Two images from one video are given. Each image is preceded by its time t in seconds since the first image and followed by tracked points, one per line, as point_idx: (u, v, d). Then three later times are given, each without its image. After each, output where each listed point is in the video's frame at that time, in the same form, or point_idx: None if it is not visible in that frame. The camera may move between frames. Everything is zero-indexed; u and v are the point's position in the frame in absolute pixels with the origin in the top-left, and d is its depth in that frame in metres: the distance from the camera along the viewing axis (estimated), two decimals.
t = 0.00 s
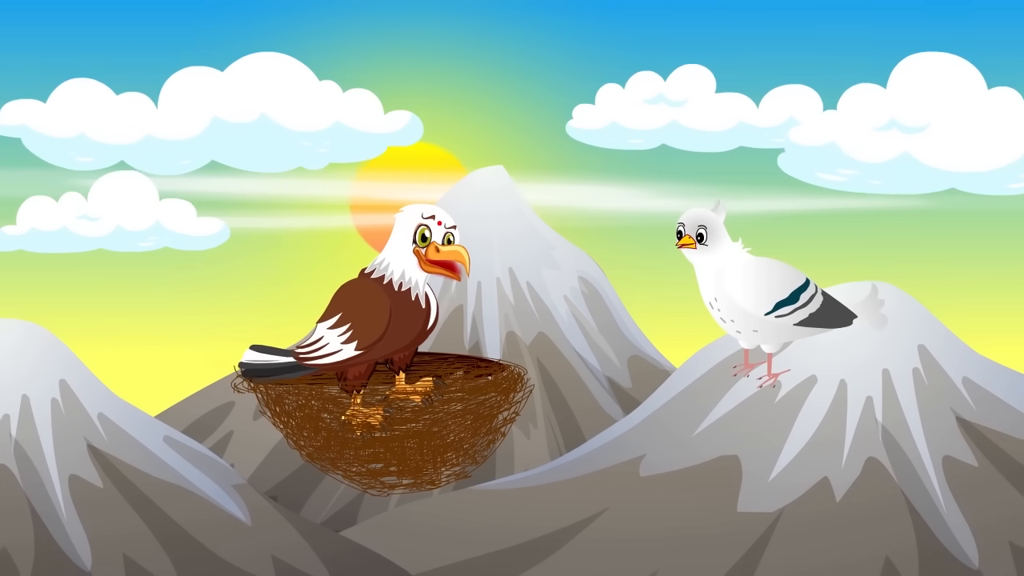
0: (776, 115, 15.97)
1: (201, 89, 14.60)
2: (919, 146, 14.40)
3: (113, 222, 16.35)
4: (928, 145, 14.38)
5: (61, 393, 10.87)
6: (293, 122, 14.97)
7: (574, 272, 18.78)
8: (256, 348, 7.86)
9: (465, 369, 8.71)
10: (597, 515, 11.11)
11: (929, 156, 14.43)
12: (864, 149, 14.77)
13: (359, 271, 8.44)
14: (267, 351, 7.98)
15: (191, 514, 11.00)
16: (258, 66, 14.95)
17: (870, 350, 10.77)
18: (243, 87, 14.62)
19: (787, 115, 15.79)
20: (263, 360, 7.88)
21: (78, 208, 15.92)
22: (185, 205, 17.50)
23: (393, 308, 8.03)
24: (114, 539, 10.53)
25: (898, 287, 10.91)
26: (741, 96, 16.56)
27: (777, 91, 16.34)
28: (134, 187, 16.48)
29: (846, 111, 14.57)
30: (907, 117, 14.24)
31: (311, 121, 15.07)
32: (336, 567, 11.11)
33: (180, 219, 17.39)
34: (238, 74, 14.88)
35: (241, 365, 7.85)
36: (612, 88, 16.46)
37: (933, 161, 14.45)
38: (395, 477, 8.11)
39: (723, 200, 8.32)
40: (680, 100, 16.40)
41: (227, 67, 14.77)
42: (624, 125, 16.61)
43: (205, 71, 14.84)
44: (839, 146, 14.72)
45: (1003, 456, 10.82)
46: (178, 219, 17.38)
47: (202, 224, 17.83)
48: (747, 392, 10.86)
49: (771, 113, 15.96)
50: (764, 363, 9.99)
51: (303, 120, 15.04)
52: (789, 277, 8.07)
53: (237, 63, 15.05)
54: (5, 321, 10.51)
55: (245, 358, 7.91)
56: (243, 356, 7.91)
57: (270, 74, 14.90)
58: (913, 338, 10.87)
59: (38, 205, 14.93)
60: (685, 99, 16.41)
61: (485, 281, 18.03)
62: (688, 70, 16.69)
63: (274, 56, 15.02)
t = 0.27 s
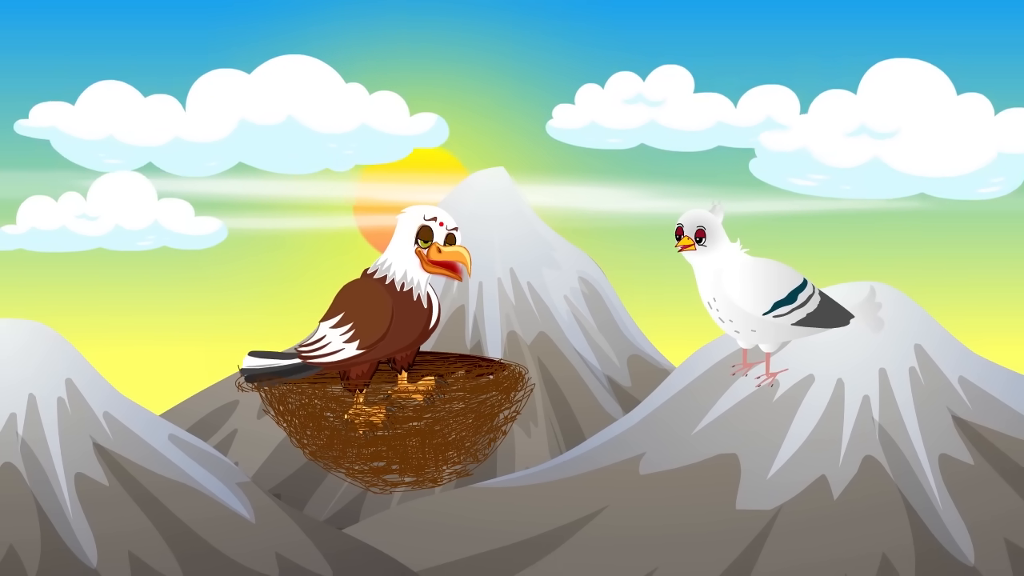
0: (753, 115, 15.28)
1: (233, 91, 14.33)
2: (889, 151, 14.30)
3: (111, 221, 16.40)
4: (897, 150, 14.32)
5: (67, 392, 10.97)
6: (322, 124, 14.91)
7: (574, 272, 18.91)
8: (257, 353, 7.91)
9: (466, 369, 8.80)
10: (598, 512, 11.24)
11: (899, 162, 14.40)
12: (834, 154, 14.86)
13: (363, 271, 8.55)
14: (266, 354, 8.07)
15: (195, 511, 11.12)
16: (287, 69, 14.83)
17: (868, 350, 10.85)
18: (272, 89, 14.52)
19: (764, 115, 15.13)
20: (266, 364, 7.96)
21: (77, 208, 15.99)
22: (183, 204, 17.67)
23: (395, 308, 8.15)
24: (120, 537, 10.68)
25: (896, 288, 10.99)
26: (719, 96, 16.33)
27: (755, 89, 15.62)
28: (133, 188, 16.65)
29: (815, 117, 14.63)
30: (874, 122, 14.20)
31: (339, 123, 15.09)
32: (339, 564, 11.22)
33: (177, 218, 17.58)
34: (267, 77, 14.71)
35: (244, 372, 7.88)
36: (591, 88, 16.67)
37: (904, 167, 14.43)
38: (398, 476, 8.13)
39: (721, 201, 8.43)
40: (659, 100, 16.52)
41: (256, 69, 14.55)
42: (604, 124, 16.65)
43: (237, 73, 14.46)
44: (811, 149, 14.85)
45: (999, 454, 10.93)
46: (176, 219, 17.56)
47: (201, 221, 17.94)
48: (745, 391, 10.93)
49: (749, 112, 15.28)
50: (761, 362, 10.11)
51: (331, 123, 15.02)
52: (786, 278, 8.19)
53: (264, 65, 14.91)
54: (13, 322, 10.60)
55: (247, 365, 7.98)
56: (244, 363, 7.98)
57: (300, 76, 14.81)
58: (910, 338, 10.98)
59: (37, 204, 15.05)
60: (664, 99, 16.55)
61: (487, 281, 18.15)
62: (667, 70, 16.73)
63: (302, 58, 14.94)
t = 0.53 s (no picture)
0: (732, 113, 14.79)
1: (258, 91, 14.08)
2: (862, 155, 13.79)
3: (104, 220, 16.41)
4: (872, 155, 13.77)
5: (67, 392, 10.97)
6: (345, 124, 14.65)
7: (574, 272, 18.91)
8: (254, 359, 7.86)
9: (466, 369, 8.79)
10: (598, 512, 11.24)
11: (874, 167, 13.85)
12: (808, 157, 14.50)
13: (363, 270, 8.54)
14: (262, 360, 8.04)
15: (195, 511, 11.12)
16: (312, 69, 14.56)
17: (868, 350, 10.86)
18: (296, 90, 14.32)
19: (743, 113, 14.68)
20: (264, 369, 7.93)
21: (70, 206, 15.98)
22: (175, 202, 17.39)
23: (395, 308, 8.15)
24: (120, 536, 10.68)
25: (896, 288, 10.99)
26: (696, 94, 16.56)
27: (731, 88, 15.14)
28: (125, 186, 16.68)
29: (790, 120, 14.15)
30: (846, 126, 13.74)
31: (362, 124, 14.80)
32: (339, 564, 11.23)
33: (170, 216, 17.26)
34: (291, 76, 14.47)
35: (243, 377, 7.86)
36: (571, 85, 16.57)
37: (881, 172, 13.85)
38: (398, 476, 8.13)
39: (721, 201, 8.43)
40: (637, 98, 16.49)
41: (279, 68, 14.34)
42: (583, 123, 16.51)
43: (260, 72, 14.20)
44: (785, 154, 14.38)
45: (998, 454, 10.92)
46: (170, 216, 17.28)
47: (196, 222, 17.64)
48: (745, 391, 10.92)
49: (728, 110, 14.83)
50: (761, 362, 10.11)
51: (355, 124, 14.71)
52: (786, 278, 8.19)
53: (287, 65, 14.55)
54: (13, 322, 10.59)
55: (244, 372, 7.95)
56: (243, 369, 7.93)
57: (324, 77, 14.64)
58: (910, 338, 10.98)
59: (30, 203, 14.90)
60: (643, 97, 16.52)
61: (487, 281, 18.15)
62: (646, 69, 16.82)
63: (324, 58, 14.69)
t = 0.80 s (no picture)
0: (713, 111, 15.78)
1: (282, 91, 14.13)
2: (835, 158, 14.12)
3: (98, 218, 16.44)
4: (845, 158, 14.05)
5: (67, 392, 10.97)
6: (369, 125, 14.67)
7: (574, 272, 18.91)
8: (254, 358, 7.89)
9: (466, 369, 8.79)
10: (598, 512, 11.24)
11: (848, 169, 14.10)
12: (782, 161, 14.72)
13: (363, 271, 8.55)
14: (262, 360, 8.05)
15: (195, 511, 11.12)
16: (336, 69, 14.69)
17: (868, 350, 10.86)
18: (318, 90, 14.36)
19: (723, 110, 15.65)
20: (264, 368, 7.95)
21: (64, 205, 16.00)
22: (169, 201, 17.45)
23: (395, 308, 8.15)
24: (120, 537, 10.68)
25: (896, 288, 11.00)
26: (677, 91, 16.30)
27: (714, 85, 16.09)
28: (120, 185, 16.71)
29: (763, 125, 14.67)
30: (820, 129, 14.10)
31: (385, 123, 14.86)
32: (339, 564, 11.23)
33: (164, 215, 17.34)
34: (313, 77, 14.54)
35: (243, 377, 7.87)
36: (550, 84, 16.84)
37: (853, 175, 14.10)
38: (398, 476, 8.13)
39: (720, 201, 8.43)
40: (618, 95, 16.35)
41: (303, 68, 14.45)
42: (563, 120, 16.77)
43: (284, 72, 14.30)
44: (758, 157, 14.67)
45: (998, 454, 10.92)
46: (163, 215, 17.35)
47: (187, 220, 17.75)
48: (745, 391, 10.93)
49: (709, 107, 15.80)
50: (761, 362, 10.12)
51: (378, 124, 14.76)
52: (786, 279, 8.19)
53: (310, 65, 14.69)
54: (14, 322, 10.61)
55: (244, 371, 7.97)
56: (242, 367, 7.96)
57: (350, 77, 14.77)
58: (910, 338, 10.98)
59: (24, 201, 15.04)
60: (623, 94, 16.36)
61: (487, 281, 18.15)
62: (627, 66, 16.59)
63: (347, 58, 14.79)
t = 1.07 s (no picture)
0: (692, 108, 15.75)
1: (307, 92, 14.18)
2: (808, 162, 13.88)
3: (92, 217, 16.37)
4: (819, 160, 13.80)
5: (67, 392, 10.99)
6: (393, 125, 14.76)
7: (574, 272, 18.91)
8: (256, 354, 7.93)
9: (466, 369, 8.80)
10: (598, 512, 11.24)
11: (820, 172, 13.92)
12: (755, 164, 14.84)
13: (363, 271, 8.55)
14: (266, 355, 8.08)
15: (195, 511, 11.12)
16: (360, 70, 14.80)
17: (867, 349, 10.87)
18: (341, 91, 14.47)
19: (702, 108, 15.64)
20: (266, 365, 7.99)
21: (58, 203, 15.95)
22: (164, 200, 17.45)
23: (395, 308, 8.15)
24: (120, 537, 10.67)
25: (895, 288, 11.03)
26: (659, 90, 16.28)
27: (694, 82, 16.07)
28: (114, 183, 16.61)
29: (737, 128, 14.66)
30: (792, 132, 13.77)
31: (409, 123, 14.92)
32: (339, 564, 11.22)
33: (158, 214, 17.38)
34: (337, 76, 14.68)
35: (243, 373, 7.90)
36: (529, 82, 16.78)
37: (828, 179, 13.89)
38: (397, 475, 8.14)
39: (720, 201, 8.44)
40: (597, 93, 16.23)
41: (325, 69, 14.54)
42: (543, 118, 16.85)
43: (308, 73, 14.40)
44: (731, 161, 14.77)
45: (998, 454, 10.92)
46: (157, 214, 17.39)
47: (180, 218, 17.72)
48: (745, 391, 10.95)
49: (688, 105, 15.75)
50: (761, 362, 10.13)
51: (401, 124, 14.85)
52: (786, 278, 8.20)
53: (333, 65, 14.80)
54: (14, 322, 10.65)
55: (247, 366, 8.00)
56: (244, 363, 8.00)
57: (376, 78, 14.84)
58: (909, 338, 10.99)
59: (17, 200, 15.14)
60: (602, 92, 16.23)
61: (487, 281, 18.16)
62: (607, 62, 16.30)
63: (369, 58, 14.75)
